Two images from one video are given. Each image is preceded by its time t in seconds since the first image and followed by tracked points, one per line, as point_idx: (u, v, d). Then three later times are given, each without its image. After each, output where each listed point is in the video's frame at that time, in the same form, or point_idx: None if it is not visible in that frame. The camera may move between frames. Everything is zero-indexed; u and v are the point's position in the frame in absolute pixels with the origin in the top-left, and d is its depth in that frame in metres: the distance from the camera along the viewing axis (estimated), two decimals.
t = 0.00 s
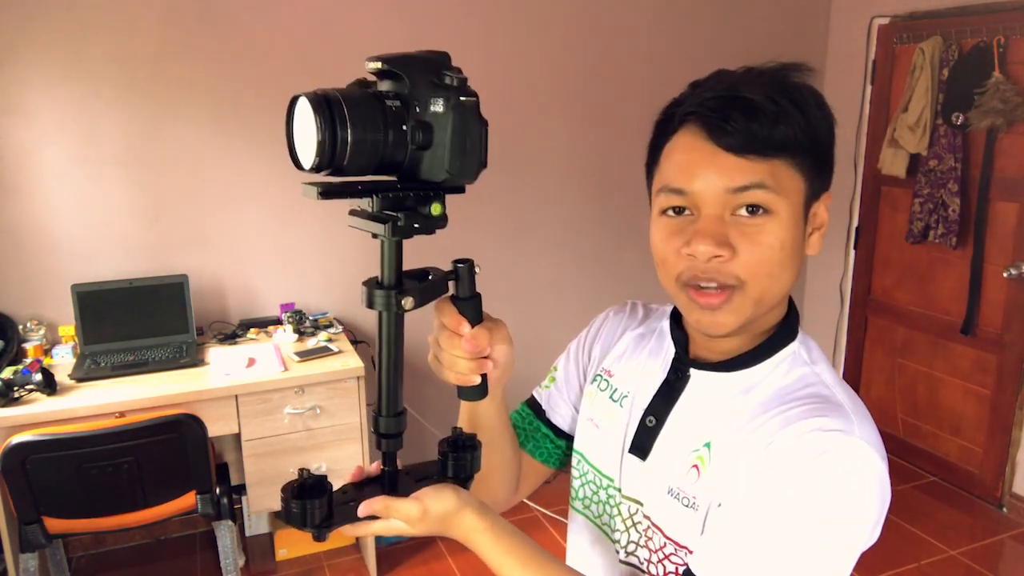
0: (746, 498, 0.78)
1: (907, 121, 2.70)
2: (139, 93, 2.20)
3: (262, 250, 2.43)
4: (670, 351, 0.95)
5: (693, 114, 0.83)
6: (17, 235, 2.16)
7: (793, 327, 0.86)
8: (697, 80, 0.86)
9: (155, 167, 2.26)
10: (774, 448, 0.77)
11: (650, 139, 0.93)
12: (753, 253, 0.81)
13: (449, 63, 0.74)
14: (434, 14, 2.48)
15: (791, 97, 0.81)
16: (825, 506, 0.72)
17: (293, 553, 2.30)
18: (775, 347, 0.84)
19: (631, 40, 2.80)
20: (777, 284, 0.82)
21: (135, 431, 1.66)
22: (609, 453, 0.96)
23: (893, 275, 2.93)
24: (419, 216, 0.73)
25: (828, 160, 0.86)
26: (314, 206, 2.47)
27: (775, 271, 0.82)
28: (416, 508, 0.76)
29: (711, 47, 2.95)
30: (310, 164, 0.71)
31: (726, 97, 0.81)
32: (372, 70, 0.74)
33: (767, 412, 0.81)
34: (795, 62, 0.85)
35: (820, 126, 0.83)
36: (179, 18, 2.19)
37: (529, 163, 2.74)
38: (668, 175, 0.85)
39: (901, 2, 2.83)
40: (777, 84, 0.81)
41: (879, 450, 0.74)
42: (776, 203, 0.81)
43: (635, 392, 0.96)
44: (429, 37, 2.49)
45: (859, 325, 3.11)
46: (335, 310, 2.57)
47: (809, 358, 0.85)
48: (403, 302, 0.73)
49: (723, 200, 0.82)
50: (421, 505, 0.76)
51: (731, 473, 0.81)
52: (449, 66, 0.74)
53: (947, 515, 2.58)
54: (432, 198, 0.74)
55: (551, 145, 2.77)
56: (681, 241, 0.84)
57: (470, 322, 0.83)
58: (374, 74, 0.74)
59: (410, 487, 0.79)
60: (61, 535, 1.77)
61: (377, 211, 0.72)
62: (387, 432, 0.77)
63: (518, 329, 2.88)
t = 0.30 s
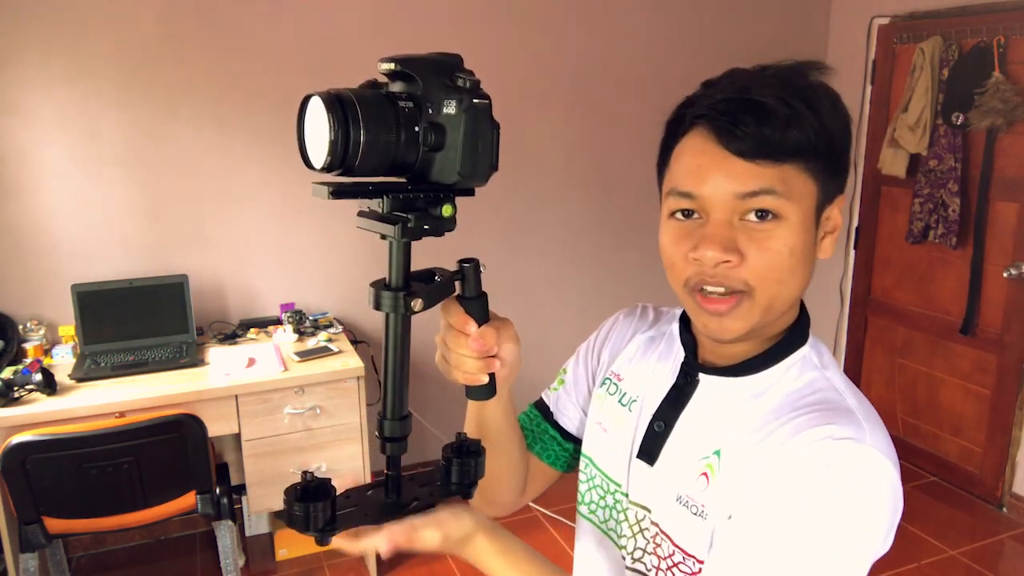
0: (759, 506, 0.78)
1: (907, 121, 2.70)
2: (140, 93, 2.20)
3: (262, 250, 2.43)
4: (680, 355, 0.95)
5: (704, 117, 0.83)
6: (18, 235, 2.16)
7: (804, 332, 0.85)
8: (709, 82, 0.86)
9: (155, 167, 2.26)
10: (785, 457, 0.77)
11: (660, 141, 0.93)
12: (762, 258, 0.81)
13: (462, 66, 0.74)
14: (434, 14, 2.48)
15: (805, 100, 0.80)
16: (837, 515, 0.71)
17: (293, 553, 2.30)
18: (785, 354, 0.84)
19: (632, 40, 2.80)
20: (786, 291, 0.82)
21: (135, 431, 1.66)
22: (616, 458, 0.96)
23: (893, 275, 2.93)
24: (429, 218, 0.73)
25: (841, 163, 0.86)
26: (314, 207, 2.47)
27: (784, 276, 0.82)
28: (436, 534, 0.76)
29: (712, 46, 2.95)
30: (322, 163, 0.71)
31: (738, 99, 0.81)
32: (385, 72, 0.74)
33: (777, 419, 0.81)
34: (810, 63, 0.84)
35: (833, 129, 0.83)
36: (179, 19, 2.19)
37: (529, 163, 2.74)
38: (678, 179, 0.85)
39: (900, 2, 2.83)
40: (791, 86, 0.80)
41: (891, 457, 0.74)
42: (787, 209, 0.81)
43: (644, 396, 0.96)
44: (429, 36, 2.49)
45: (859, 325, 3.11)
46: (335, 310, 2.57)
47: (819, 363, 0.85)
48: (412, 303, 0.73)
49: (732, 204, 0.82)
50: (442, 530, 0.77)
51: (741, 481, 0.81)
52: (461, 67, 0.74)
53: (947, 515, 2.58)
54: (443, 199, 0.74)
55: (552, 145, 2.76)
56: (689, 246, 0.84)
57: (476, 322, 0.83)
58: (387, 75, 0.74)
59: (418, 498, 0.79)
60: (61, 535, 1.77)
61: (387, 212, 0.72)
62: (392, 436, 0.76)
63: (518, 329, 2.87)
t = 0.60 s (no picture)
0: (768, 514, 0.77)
1: (906, 121, 2.70)
2: (140, 93, 2.20)
3: (262, 250, 2.44)
4: (684, 356, 0.95)
5: (712, 117, 0.84)
6: (18, 235, 2.16)
7: (810, 335, 0.86)
8: (718, 82, 0.86)
9: (155, 167, 2.26)
10: (794, 464, 0.76)
11: (668, 140, 0.93)
12: (767, 260, 0.81)
13: (462, 74, 0.76)
14: (434, 15, 2.49)
15: (814, 102, 0.80)
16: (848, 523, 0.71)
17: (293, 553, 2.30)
18: (791, 358, 0.84)
19: (632, 40, 2.81)
20: (792, 293, 0.82)
21: (135, 431, 1.66)
22: (620, 458, 0.96)
23: (893, 274, 2.94)
24: (424, 212, 0.74)
25: (850, 165, 0.86)
26: (314, 207, 2.47)
27: (789, 278, 0.82)
28: None
29: (712, 47, 2.95)
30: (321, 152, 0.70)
31: (747, 100, 0.81)
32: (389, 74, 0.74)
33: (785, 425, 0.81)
34: (822, 65, 0.84)
35: (842, 130, 0.82)
36: (179, 19, 2.19)
37: (529, 163, 2.74)
38: (685, 178, 0.85)
39: (900, 2, 2.83)
40: (800, 87, 0.80)
41: (901, 464, 0.73)
42: (794, 211, 0.81)
43: (649, 397, 0.96)
44: (430, 36, 2.49)
45: (859, 325, 3.11)
46: (335, 310, 2.57)
47: (825, 367, 0.85)
48: (403, 300, 0.72)
49: (738, 205, 0.82)
50: None
51: (750, 487, 0.81)
52: (461, 75, 0.76)
53: (948, 515, 2.58)
54: (437, 194, 0.75)
55: (552, 145, 2.77)
56: (694, 246, 0.84)
57: (471, 318, 0.83)
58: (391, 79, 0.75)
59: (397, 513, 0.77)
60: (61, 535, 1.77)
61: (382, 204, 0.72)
62: (374, 441, 0.72)
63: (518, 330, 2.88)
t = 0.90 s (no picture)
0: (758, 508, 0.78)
1: (906, 121, 2.70)
2: (140, 93, 2.20)
3: (262, 250, 2.44)
4: (682, 355, 0.96)
5: (713, 118, 0.83)
6: (18, 235, 2.16)
7: (809, 335, 0.86)
8: (720, 83, 0.86)
9: (155, 168, 2.26)
10: (786, 460, 0.77)
11: (668, 141, 0.93)
12: (766, 260, 0.81)
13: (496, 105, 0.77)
14: (434, 15, 2.48)
15: (816, 104, 0.80)
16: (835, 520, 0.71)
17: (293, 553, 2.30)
18: (788, 357, 0.84)
19: (632, 40, 2.81)
20: (791, 294, 0.83)
21: (135, 431, 1.66)
22: (617, 456, 0.96)
23: (893, 274, 2.94)
24: (440, 209, 0.73)
25: (850, 167, 0.86)
26: (314, 207, 2.47)
27: (789, 279, 0.82)
28: None
29: (711, 46, 2.95)
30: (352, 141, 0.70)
31: (748, 101, 0.81)
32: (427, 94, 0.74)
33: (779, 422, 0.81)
34: (822, 67, 0.84)
35: (842, 132, 0.82)
36: (179, 19, 2.19)
37: (529, 163, 2.74)
38: (686, 178, 0.85)
39: (900, 2, 2.83)
40: (801, 89, 0.80)
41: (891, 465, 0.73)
42: (793, 212, 0.81)
43: (646, 395, 0.96)
44: (430, 36, 2.49)
45: (859, 325, 3.11)
46: (335, 310, 2.57)
47: (822, 367, 0.85)
48: (404, 292, 0.69)
49: (738, 206, 0.82)
50: None
51: (740, 482, 0.81)
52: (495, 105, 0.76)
53: (948, 515, 2.58)
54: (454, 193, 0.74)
55: (552, 145, 2.77)
56: (694, 246, 0.84)
57: (469, 316, 0.83)
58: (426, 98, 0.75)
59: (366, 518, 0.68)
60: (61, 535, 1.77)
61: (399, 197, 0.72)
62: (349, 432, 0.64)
63: (518, 330, 2.88)
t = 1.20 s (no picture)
0: (744, 507, 0.78)
1: (906, 121, 2.70)
2: (140, 94, 2.20)
3: (262, 249, 2.44)
4: (676, 353, 0.96)
5: (712, 114, 0.83)
6: (17, 235, 2.16)
7: (803, 333, 0.86)
8: (720, 80, 0.86)
9: (155, 168, 2.26)
10: (775, 460, 0.76)
11: (668, 139, 0.93)
12: (763, 255, 0.81)
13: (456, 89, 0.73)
14: (434, 14, 2.48)
15: (814, 103, 0.80)
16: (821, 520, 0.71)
17: (293, 553, 2.30)
18: (780, 354, 0.84)
19: (631, 39, 2.80)
20: (786, 290, 0.83)
21: (135, 431, 1.66)
22: (609, 450, 0.97)
23: (893, 274, 2.93)
24: (411, 186, 0.70)
25: (847, 168, 0.86)
26: (313, 207, 2.47)
27: (785, 274, 0.82)
28: None
29: (711, 46, 2.95)
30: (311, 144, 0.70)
31: (747, 98, 0.81)
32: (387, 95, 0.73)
33: (768, 420, 0.80)
34: (821, 68, 0.84)
35: (840, 132, 0.82)
36: (179, 19, 2.19)
37: (529, 163, 2.74)
38: (684, 173, 0.85)
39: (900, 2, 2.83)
40: (800, 88, 0.80)
41: (879, 466, 0.73)
42: (790, 208, 0.81)
43: (640, 391, 0.96)
44: (429, 36, 2.49)
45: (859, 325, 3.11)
46: (335, 310, 2.57)
47: (813, 367, 0.84)
48: (389, 263, 0.69)
49: (735, 200, 0.82)
50: None
51: (728, 480, 0.81)
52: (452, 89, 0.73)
53: (947, 515, 2.58)
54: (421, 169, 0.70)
55: (552, 144, 2.76)
56: (690, 240, 0.84)
57: (462, 301, 0.83)
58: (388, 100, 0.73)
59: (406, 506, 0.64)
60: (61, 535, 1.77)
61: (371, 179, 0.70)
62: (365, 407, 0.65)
63: (517, 330, 2.87)
